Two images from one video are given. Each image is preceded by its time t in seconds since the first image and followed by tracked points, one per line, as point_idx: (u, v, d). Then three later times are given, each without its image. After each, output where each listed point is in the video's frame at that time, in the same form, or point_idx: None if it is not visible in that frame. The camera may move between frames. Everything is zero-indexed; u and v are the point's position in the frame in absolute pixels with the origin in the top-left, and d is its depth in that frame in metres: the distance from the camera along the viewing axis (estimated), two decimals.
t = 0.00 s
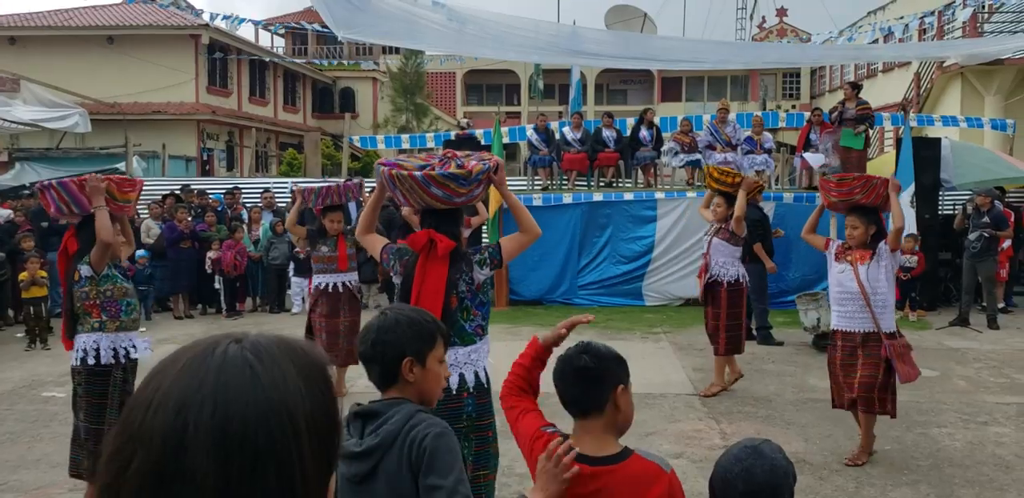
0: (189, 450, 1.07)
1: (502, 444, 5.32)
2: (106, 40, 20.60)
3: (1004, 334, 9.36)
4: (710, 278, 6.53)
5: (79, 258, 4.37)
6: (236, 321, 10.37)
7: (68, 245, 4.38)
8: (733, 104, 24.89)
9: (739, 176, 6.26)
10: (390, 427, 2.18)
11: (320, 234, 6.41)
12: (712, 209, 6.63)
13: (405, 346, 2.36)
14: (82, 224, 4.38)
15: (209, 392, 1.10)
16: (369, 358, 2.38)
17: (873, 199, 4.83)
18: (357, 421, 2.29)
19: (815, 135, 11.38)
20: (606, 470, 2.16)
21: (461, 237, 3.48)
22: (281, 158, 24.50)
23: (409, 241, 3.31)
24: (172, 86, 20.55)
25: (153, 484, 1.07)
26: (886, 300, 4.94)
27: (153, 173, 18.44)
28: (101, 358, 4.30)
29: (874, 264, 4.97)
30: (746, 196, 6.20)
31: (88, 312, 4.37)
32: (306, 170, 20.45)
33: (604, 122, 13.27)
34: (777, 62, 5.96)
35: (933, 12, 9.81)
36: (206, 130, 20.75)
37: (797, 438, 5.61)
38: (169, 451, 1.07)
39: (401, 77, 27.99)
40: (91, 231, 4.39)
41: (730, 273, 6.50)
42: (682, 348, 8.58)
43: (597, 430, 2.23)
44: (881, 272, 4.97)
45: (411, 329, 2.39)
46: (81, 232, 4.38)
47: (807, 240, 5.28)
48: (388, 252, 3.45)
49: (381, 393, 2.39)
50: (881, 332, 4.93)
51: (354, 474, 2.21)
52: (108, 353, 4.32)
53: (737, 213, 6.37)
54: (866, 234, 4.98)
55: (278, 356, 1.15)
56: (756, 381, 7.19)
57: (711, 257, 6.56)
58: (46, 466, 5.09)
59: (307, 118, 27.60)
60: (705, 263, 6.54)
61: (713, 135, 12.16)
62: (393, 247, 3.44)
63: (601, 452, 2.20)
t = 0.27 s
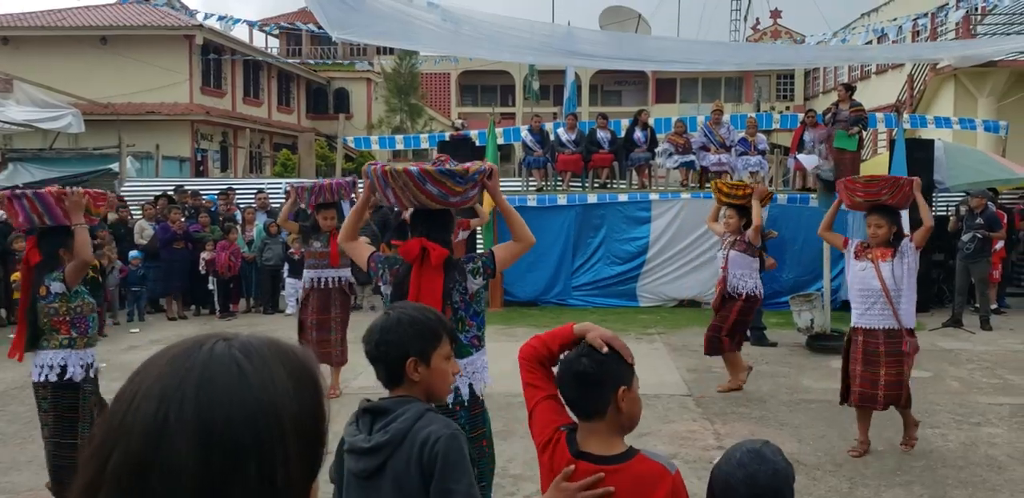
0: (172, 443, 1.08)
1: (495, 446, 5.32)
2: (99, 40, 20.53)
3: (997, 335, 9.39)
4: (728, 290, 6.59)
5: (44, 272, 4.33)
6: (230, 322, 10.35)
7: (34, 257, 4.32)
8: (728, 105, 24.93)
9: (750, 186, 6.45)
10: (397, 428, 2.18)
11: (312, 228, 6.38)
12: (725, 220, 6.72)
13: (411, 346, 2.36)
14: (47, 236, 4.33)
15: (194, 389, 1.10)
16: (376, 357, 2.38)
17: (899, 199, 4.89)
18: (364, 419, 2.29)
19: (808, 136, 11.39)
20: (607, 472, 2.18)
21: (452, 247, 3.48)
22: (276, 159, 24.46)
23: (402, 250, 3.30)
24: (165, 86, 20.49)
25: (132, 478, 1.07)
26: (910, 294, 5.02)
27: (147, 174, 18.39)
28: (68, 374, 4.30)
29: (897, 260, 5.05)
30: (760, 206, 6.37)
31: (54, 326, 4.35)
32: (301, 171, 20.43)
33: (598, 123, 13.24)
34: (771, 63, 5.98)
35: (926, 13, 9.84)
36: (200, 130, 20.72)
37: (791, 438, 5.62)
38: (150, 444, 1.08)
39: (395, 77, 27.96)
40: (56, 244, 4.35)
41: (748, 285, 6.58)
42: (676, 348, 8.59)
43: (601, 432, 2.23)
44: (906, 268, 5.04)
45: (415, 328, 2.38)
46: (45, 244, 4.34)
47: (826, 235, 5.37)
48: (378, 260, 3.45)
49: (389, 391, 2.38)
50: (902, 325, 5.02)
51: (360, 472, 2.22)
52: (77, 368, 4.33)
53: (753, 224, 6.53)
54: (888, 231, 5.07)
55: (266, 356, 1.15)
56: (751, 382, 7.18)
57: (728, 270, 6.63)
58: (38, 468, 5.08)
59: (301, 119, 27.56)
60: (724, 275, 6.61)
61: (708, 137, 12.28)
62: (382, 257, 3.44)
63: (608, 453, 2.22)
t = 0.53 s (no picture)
0: (161, 442, 1.09)
1: (494, 448, 5.33)
2: (98, 42, 20.53)
3: (995, 338, 9.40)
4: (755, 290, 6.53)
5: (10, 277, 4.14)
6: (228, 324, 10.35)
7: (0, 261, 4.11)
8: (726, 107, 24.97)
9: (777, 188, 6.27)
10: (403, 429, 2.19)
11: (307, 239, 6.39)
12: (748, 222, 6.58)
13: (413, 348, 2.36)
14: (14, 241, 4.13)
15: (185, 392, 1.11)
16: (379, 360, 2.39)
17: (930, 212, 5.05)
18: (370, 419, 2.30)
19: (806, 138, 11.36)
20: (619, 473, 2.20)
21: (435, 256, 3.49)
22: (274, 161, 24.47)
23: (386, 260, 3.29)
24: (164, 89, 20.51)
25: (120, 476, 1.09)
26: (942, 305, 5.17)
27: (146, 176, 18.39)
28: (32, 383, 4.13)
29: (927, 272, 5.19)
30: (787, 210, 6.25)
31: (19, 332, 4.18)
32: (299, 174, 20.46)
33: (597, 125, 13.24)
34: (770, 66, 5.99)
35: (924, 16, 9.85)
36: (198, 132, 20.73)
37: (789, 440, 5.63)
38: (139, 442, 1.09)
39: (394, 80, 27.98)
40: (22, 248, 4.14)
41: (774, 284, 6.51)
42: (674, 351, 8.60)
43: (612, 435, 2.25)
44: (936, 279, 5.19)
45: (418, 330, 2.38)
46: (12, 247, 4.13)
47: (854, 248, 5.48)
48: (359, 271, 3.42)
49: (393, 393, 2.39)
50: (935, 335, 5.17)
51: (365, 472, 2.23)
52: (42, 377, 4.16)
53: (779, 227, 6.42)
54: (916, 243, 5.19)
55: (260, 362, 1.16)
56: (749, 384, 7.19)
57: (753, 270, 6.52)
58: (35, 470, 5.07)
59: (300, 121, 27.58)
60: (750, 277, 6.51)
61: (706, 139, 12.37)
62: (365, 269, 3.41)
63: (618, 455, 2.24)
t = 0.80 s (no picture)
0: (148, 440, 1.10)
1: (492, 451, 5.32)
2: (97, 44, 20.52)
3: (993, 340, 9.41)
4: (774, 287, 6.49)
5: None
6: (227, 326, 10.34)
7: None
8: (724, 109, 25.00)
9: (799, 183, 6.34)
10: (409, 431, 2.19)
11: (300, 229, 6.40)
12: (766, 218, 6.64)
13: (419, 350, 2.36)
14: None
15: (177, 393, 1.12)
16: (384, 362, 2.38)
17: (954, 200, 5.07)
18: (374, 422, 2.30)
19: (805, 141, 11.37)
20: (639, 481, 2.25)
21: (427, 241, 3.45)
22: (273, 163, 24.47)
23: (377, 240, 3.24)
24: (163, 90, 20.51)
25: (109, 472, 1.10)
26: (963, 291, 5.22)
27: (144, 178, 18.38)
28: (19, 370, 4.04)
29: (949, 259, 5.24)
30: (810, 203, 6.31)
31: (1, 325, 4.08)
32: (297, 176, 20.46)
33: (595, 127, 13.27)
34: (768, 68, 6.00)
35: (922, 18, 9.86)
36: (197, 134, 20.73)
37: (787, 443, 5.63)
38: (129, 436, 1.11)
39: (393, 81, 27.99)
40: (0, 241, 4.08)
41: (793, 280, 6.52)
42: (673, 353, 8.60)
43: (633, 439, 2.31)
44: (957, 265, 5.24)
45: (423, 332, 2.38)
46: None
47: (874, 234, 5.52)
48: (349, 255, 3.36)
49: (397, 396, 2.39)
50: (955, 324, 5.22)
51: (369, 475, 2.23)
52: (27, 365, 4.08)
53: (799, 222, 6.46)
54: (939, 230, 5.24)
55: (254, 362, 1.16)
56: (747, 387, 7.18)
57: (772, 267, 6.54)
58: (33, 473, 5.06)
59: (298, 123, 27.58)
60: (770, 273, 6.50)
61: (705, 141, 12.36)
62: (356, 252, 3.34)
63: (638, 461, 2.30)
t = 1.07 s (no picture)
0: (143, 444, 1.10)
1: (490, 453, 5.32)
2: (95, 45, 20.51)
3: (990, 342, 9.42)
4: (782, 295, 6.53)
5: None
6: (225, 328, 10.34)
7: None
8: (722, 112, 25.01)
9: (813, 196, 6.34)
10: (417, 428, 2.19)
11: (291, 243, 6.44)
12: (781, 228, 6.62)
13: (427, 351, 2.37)
14: None
15: (172, 398, 1.13)
16: (391, 363, 2.39)
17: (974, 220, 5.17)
18: (380, 421, 2.31)
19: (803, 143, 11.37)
20: (660, 488, 2.35)
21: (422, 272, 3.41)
22: (271, 164, 24.46)
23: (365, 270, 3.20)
24: (161, 91, 20.51)
25: (105, 478, 1.11)
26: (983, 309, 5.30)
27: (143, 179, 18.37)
28: None
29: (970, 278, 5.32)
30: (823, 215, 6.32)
31: None
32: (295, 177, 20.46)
33: (594, 130, 13.29)
34: (767, 72, 6.00)
35: (920, 20, 9.86)
36: (195, 135, 20.73)
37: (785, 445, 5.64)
38: (125, 443, 1.11)
39: (392, 83, 28.01)
40: None
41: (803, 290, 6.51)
42: (671, 355, 8.60)
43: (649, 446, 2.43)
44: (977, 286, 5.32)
45: (432, 334, 2.39)
46: None
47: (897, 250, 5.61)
48: (342, 287, 3.33)
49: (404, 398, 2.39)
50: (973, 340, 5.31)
51: (373, 474, 2.23)
52: None
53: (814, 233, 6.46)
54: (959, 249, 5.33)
55: (249, 366, 1.16)
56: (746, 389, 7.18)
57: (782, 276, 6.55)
58: (31, 474, 5.05)
59: (297, 124, 27.58)
60: (778, 282, 6.52)
61: (702, 143, 12.43)
62: (347, 283, 3.31)
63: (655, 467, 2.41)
